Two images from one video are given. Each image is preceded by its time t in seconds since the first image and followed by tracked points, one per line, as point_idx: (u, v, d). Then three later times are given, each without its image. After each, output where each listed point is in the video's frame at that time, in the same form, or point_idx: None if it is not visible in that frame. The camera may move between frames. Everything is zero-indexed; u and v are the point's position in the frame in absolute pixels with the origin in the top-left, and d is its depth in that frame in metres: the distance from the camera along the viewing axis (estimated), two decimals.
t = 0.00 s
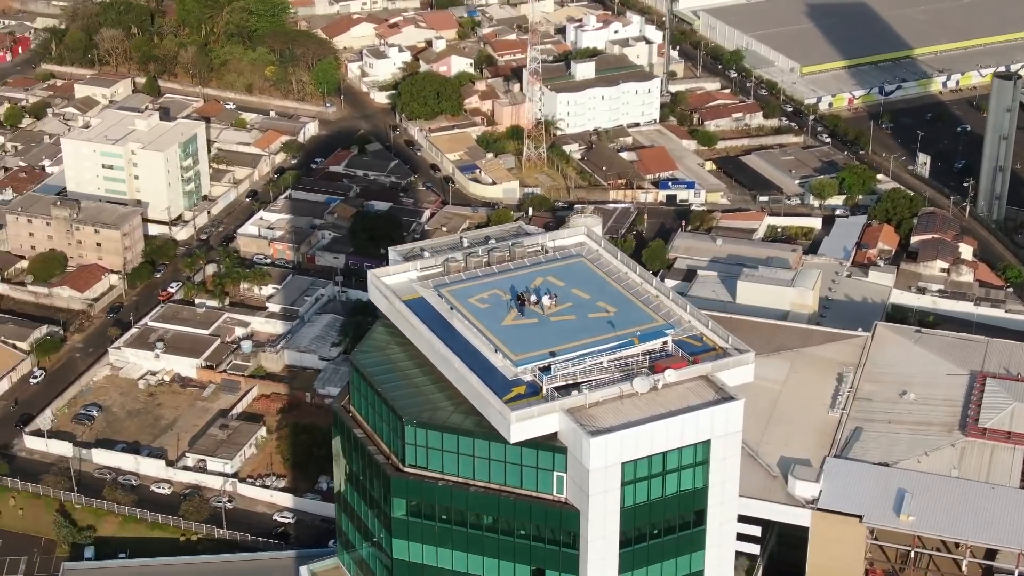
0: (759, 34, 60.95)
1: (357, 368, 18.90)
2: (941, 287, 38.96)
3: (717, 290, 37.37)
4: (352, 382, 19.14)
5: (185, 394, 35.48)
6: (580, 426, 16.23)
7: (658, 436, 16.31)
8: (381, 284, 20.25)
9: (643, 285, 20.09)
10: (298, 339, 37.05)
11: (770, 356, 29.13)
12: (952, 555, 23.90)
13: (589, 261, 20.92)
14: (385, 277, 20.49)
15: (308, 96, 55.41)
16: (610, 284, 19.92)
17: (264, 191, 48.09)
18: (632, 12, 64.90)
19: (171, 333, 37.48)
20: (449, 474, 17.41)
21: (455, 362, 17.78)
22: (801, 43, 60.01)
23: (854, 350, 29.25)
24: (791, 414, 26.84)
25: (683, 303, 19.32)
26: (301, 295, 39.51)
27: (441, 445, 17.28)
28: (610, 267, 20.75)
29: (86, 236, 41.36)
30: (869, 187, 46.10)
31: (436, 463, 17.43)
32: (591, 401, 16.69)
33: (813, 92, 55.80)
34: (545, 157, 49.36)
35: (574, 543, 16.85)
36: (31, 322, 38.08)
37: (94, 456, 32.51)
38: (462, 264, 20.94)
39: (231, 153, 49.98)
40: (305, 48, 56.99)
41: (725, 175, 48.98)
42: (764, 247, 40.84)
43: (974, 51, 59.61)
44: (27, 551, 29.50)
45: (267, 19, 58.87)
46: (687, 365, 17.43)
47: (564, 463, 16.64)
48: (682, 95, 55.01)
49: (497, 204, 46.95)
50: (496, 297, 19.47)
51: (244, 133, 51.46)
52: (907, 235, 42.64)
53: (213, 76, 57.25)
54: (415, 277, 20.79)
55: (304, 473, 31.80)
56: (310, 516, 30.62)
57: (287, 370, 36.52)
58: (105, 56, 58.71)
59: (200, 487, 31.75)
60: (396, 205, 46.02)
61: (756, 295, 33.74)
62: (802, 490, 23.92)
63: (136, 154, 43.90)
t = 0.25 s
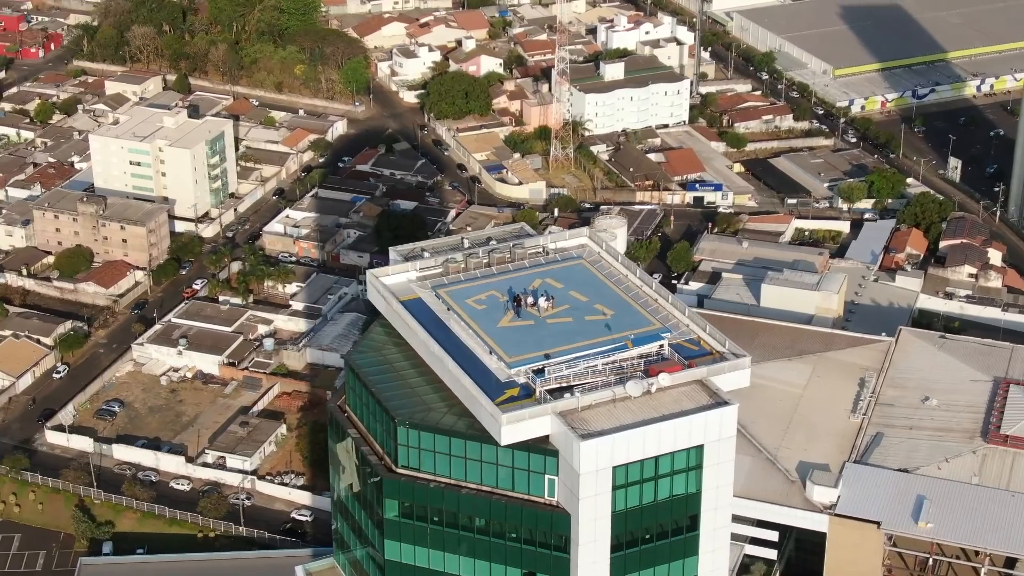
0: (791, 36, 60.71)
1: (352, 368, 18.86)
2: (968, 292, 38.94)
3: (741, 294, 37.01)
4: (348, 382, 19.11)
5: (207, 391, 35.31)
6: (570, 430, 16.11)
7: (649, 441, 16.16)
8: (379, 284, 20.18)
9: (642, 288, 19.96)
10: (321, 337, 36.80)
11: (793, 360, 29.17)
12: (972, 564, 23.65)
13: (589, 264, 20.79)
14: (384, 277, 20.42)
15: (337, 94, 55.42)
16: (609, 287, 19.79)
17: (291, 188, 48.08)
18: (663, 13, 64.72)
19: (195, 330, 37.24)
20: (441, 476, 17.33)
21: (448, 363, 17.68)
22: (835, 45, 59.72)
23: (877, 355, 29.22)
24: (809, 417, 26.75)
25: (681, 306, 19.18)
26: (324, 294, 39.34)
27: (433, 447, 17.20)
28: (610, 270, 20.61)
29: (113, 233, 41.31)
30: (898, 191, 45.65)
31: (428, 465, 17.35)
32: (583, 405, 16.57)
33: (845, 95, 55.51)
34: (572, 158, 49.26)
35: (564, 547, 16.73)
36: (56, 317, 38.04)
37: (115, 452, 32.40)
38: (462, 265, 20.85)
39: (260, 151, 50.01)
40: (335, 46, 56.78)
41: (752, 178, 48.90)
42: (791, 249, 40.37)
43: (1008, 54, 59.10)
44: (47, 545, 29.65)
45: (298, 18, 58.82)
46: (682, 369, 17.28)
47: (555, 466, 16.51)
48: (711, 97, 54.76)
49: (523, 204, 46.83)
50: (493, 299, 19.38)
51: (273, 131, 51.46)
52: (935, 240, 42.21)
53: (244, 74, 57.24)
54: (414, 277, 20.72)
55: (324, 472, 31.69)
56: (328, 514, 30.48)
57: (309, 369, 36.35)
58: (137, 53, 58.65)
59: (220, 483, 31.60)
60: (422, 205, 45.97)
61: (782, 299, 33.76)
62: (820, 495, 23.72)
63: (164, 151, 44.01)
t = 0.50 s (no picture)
0: (830, 39, 60.44)
1: (352, 368, 18.84)
2: (1001, 298, 38.33)
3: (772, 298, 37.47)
4: (348, 382, 19.07)
5: (232, 388, 35.99)
6: (565, 433, 16.01)
7: (645, 445, 16.03)
8: (381, 283, 20.13)
9: (646, 292, 19.82)
10: (346, 335, 37.17)
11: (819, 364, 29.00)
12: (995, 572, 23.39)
13: (593, 266, 20.67)
14: (387, 276, 20.37)
15: (371, 93, 56.24)
16: (612, 289, 19.66)
17: (323, 186, 48.99)
18: (701, 14, 64.98)
19: (222, 326, 38.02)
20: (438, 477, 17.25)
21: (446, 364, 17.60)
22: (873, 48, 59.40)
23: (906, 361, 28.95)
24: (832, 424, 26.67)
25: (684, 310, 19.03)
26: (353, 292, 39.83)
27: (430, 448, 17.14)
28: (614, 272, 20.48)
29: (143, 229, 42.34)
30: (932, 195, 45.48)
31: (425, 466, 17.28)
32: (580, 407, 16.47)
33: (883, 98, 55.18)
34: (604, 158, 49.54)
35: (559, 551, 16.62)
36: (86, 312, 39.01)
37: (141, 447, 33.15)
38: (466, 266, 20.77)
39: (292, 148, 50.90)
40: (370, 45, 57.73)
41: (786, 180, 48.75)
42: (821, 254, 40.52)
43: None
44: (70, 540, 30.15)
45: (335, 17, 59.93)
46: (681, 373, 17.15)
47: (551, 469, 16.42)
48: (747, 100, 54.56)
49: (554, 204, 47.33)
50: (495, 300, 19.29)
51: (306, 130, 52.38)
52: (969, 246, 41.98)
53: (278, 72, 58.32)
54: (418, 277, 20.66)
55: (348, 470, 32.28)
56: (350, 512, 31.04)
57: (336, 367, 36.79)
58: (173, 50, 60.24)
59: (243, 480, 32.23)
60: (452, 205, 46.44)
61: (812, 304, 33.67)
62: (842, 501, 23.94)
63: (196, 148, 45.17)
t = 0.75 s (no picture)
0: (868, 42, 63.41)
1: (352, 367, 18.84)
2: None
3: (800, 301, 38.85)
4: (347, 382, 19.04)
5: (260, 384, 38.25)
6: (560, 435, 15.92)
7: (641, 449, 15.92)
8: (384, 283, 20.09)
9: (650, 295, 19.67)
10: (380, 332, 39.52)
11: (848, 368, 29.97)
12: None
13: (598, 268, 20.52)
14: (390, 276, 20.32)
15: (405, 92, 59.80)
16: (616, 292, 19.51)
17: (354, 185, 51.83)
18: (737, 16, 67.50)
19: (250, 323, 40.38)
20: (434, 478, 17.18)
21: (444, 364, 17.54)
22: (910, 52, 62.25)
23: (935, 367, 29.92)
24: (859, 430, 27.38)
25: (687, 314, 18.85)
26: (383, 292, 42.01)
27: (426, 449, 17.08)
28: (619, 275, 20.35)
29: (174, 226, 44.93)
30: (968, 201, 47.55)
31: (422, 467, 17.21)
32: (576, 410, 16.36)
33: (921, 102, 57.61)
34: (636, 160, 52.19)
35: (554, 554, 16.49)
36: (117, 308, 41.38)
37: (166, 443, 35.22)
38: (470, 266, 20.71)
39: (325, 147, 53.96)
40: (405, 44, 61.31)
41: (821, 184, 50.96)
42: (853, 258, 41.77)
43: None
44: (94, 534, 32.12)
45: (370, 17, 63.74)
46: (679, 377, 17.00)
47: (546, 472, 16.33)
48: (782, 102, 57.36)
49: (584, 206, 49.88)
50: (497, 301, 19.19)
51: (339, 128, 55.81)
52: (1004, 252, 43.63)
53: (314, 70, 62.02)
54: (421, 277, 20.60)
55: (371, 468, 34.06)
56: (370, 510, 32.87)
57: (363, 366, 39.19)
58: (209, 48, 63.82)
59: (267, 477, 34.19)
60: (483, 205, 48.98)
61: (843, 308, 35.25)
62: (866, 508, 24.46)
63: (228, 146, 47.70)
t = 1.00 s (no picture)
0: (908, 45, 63.31)
1: (352, 367, 18.82)
2: None
3: (830, 306, 38.99)
4: (347, 381, 19.03)
5: (286, 382, 39.05)
6: (555, 438, 15.84)
7: (637, 454, 15.82)
8: (387, 282, 20.06)
9: (654, 298, 19.53)
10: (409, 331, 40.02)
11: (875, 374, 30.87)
12: None
13: (602, 271, 20.38)
14: (394, 276, 20.29)
15: (439, 92, 60.28)
16: (618, 295, 19.39)
17: (386, 184, 52.25)
18: (776, 18, 67.60)
19: (278, 321, 41.32)
20: (431, 479, 17.13)
21: (442, 365, 17.49)
22: (949, 55, 62.11)
23: (964, 374, 30.61)
24: (884, 438, 28.21)
25: (689, 318, 18.70)
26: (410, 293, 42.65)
27: (422, 449, 17.04)
28: (623, 277, 20.22)
29: (206, 223, 46.17)
30: (1003, 207, 47.37)
31: (418, 468, 17.18)
32: (572, 413, 16.26)
33: (960, 106, 57.47)
34: (669, 161, 52.34)
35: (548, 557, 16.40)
36: (147, 304, 42.52)
37: (191, 439, 36.07)
38: (475, 267, 20.64)
39: (359, 146, 54.50)
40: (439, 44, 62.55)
41: (855, 188, 50.80)
42: (885, 262, 41.65)
43: None
44: (118, 529, 33.04)
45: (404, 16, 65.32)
46: (678, 381, 16.87)
47: (541, 475, 16.24)
48: (819, 105, 57.36)
49: (616, 207, 50.03)
50: (498, 302, 19.11)
51: (372, 127, 56.34)
52: None
53: (349, 69, 62.78)
54: (425, 277, 20.55)
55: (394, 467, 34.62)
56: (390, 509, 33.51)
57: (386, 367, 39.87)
58: (246, 46, 64.47)
59: (290, 474, 34.93)
60: (514, 205, 49.34)
61: (873, 313, 35.72)
62: (888, 515, 25.24)
63: (261, 144, 48.21)
